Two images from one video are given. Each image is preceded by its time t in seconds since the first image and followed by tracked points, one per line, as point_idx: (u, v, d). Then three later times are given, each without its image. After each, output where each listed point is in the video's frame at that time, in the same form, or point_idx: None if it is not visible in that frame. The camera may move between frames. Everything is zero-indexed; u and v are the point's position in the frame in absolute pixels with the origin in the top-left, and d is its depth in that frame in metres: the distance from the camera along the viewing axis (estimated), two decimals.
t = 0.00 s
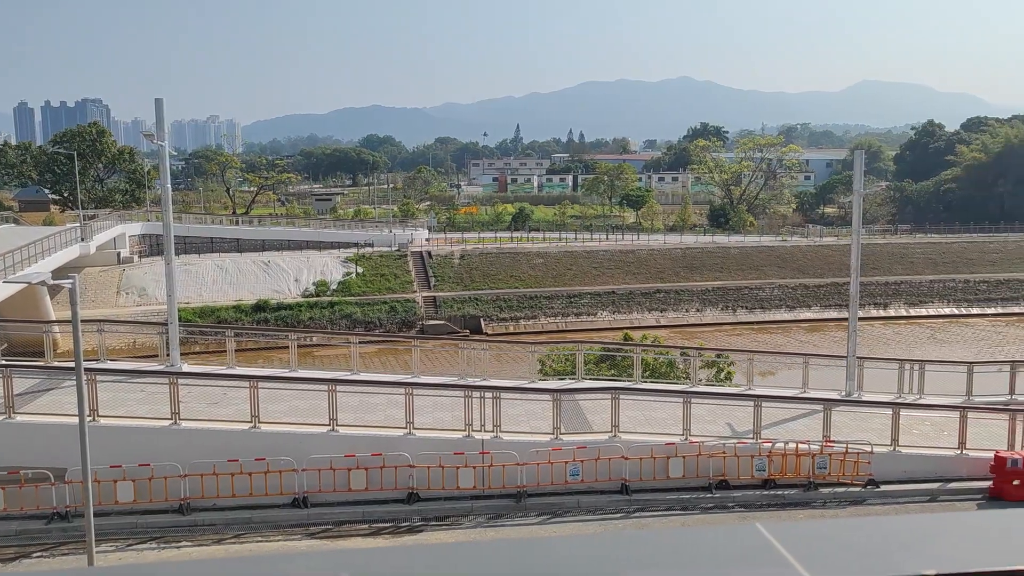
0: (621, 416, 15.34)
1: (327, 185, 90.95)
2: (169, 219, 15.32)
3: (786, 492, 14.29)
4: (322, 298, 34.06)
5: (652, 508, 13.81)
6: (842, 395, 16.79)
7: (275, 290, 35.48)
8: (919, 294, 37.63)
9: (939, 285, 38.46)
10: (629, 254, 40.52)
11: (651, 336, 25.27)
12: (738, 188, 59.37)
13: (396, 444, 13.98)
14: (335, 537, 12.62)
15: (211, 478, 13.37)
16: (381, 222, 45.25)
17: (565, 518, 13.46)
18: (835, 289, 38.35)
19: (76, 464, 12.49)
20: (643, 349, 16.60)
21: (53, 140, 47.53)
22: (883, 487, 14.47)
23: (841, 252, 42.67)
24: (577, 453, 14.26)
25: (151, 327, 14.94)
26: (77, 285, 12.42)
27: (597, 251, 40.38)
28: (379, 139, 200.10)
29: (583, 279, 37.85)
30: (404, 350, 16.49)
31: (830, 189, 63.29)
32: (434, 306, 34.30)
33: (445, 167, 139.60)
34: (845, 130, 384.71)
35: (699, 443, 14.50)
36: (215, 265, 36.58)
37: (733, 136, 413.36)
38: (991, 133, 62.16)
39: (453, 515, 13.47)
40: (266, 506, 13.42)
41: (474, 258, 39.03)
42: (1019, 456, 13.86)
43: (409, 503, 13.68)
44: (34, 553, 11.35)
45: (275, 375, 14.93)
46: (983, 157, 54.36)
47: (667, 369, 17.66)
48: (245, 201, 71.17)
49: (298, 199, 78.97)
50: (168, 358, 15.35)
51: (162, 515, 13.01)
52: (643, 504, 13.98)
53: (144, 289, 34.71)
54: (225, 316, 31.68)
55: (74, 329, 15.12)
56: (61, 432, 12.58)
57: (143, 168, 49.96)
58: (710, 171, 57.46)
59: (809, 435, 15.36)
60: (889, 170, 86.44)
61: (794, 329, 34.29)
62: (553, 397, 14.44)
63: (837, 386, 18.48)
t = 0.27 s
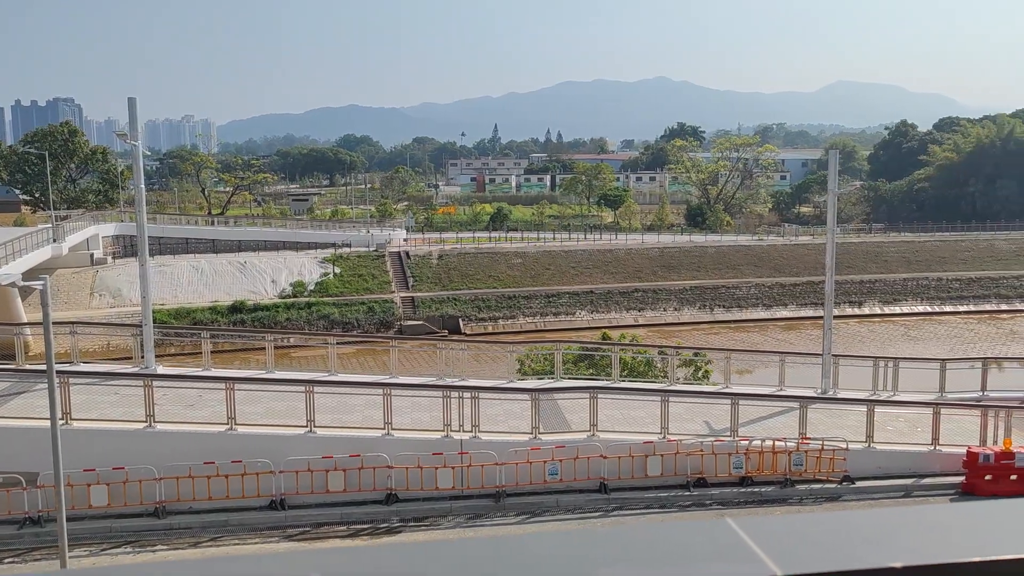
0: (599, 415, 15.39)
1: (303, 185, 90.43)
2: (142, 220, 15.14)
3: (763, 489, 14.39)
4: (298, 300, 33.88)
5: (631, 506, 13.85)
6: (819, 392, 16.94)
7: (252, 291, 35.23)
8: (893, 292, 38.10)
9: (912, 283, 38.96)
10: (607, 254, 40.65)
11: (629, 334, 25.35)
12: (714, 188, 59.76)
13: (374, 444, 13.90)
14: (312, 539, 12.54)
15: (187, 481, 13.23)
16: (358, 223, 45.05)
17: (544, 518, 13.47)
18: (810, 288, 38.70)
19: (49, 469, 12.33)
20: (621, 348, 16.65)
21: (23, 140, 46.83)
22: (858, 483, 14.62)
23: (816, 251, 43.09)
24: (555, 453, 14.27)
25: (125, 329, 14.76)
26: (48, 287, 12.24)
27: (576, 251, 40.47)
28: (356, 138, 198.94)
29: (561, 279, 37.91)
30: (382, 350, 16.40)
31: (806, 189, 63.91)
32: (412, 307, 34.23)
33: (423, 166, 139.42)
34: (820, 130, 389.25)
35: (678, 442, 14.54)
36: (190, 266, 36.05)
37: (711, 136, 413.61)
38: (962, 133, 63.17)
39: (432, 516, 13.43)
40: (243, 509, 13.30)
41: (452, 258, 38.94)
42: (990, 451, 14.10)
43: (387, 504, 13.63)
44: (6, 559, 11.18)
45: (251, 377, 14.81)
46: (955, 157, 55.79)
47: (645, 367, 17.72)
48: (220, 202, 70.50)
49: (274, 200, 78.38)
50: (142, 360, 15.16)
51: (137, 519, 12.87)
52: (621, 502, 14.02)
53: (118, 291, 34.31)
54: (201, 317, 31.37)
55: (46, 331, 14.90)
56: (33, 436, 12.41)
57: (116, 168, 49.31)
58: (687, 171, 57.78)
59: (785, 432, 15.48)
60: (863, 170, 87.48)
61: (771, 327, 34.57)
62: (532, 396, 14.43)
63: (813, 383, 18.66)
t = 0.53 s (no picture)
0: (578, 414, 15.43)
1: (279, 185, 89.81)
2: (116, 220, 14.99)
3: (741, 486, 14.50)
4: (276, 300, 33.69)
5: (610, 505, 13.89)
6: (795, 389, 17.10)
7: (228, 292, 34.96)
8: (868, 290, 38.47)
9: (887, 281, 39.41)
10: (586, 254, 40.74)
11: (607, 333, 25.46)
12: (692, 187, 60.09)
13: (353, 446, 13.85)
14: (291, 541, 12.46)
15: (163, 484, 13.10)
16: (336, 223, 44.85)
17: (523, 517, 13.47)
18: (787, 286, 39.02)
19: (21, 472, 12.16)
20: (600, 347, 16.71)
21: None
22: (834, 479, 14.77)
23: (793, 250, 43.46)
24: (534, 452, 14.28)
25: (99, 331, 14.61)
26: (20, 288, 12.09)
27: (554, 250, 40.54)
28: (334, 139, 198.21)
29: (540, 279, 37.97)
30: (360, 350, 16.34)
31: (782, 188, 64.45)
32: (390, 307, 34.16)
33: (401, 166, 139.15)
34: (797, 130, 392.91)
35: (656, 440, 14.61)
36: (166, 266, 35.56)
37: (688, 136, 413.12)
38: (935, 133, 64.03)
39: (411, 516, 13.40)
40: (219, 511, 13.19)
41: (431, 258, 38.88)
42: (963, 447, 14.28)
43: (366, 505, 13.57)
44: None
45: (228, 378, 14.72)
46: (927, 156, 56.14)
47: (624, 366, 17.80)
48: (196, 202, 69.87)
49: (251, 200, 77.80)
50: (117, 362, 15.02)
51: (112, 523, 12.73)
52: (600, 500, 14.06)
53: (92, 292, 33.93)
54: (176, 318, 31.09)
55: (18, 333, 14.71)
56: (4, 440, 12.23)
57: (90, 168, 48.77)
58: (665, 171, 58.03)
59: (762, 430, 15.61)
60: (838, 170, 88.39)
61: (748, 325, 34.83)
62: (511, 396, 14.45)
63: (790, 381, 18.83)
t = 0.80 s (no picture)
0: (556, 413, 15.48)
1: (255, 185, 89.12)
2: (89, 221, 14.83)
3: (718, 484, 14.59)
4: (252, 301, 33.47)
5: (588, 503, 13.93)
6: (771, 387, 17.24)
7: (203, 293, 34.66)
8: (844, 288, 38.85)
9: (862, 279, 39.83)
10: (564, 254, 40.79)
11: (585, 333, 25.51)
12: (670, 186, 60.38)
13: (330, 447, 13.78)
14: (267, 543, 12.39)
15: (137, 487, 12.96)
16: (313, 223, 44.62)
17: (502, 516, 13.47)
18: (763, 285, 39.30)
19: None
20: (578, 346, 16.75)
21: None
22: (810, 476, 14.91)
23: (769, 248, 43.81)
24: (513, 452, 14.28)
25: (72, 334, 14.44)
26: None
27: (532, 250, 40.60)
28: (311, 138, 197.26)
29: (518, 278, 37.99)
30: (337, 351, 16.27)
31: (759, 187, 64.94)
32: (369, 307, 34.06)
33: (379, 166, 138.79)
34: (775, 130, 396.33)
35: (634, 439, 14.67)
36: (140, 267, 35.10)
37: (665, 137, 412.75)
38: (909, 133, 64.87)
39: (389, 517, 13.35)
40: (195, 515, 13.08)
41: (409, 258, 38.78)
42: (936, 442, 14.46)
43: (343, 506, 13.50)
44: None
45: (204, 380, 14.60)
46: (901, 156, 56.97)
47: (602, 365, 17.86)
48: (171, 203, 69.18)
49: (227, 201, 77.12)
50: (90, 365, 14.85)
51: (85, 527, 12.58)
52: (579, 499, 14.09)
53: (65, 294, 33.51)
54: (151, 320, 30.80)
55: None
56: None
57: (62, 169, 48.17)
58: (643, 170, 58.28)
59: (739, 427, 15.73)
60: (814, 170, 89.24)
61: (725, 324, 35.07)
62: (489, 396, 14.45)
63: (767, 379, 18.98)
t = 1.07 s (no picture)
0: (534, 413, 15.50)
1: (231, 185, 88.40)
2: (60, 222, 14.66)
3: (695, 482, 14.68)
4: (228, 302, 33.23)
5: (566, 503, 13.97)
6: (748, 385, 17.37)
7: (179, 294, 34.31)
8: (819, 287, 39.21)
9: (837, 278, 40.25)
10: (542, 253, 40.82)
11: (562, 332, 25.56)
12: (648, 186, 60.66)
13: (307, 448, 13.72)
14: (243, 546, 12.31)
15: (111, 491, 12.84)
16: (290, 223, 44.38)
17: (480, 517, 13.48)
18: (740, 283, 39.57)
19: None
20: (555, 345, 16.79)
21: None
22: (786, 473, 15.04)
23: (746, 247, 44.12)
24: (491, 452, 14.28)
25: (43, 336, 14.28)
26: None
27: (511, 250, 40.62)
28: (288, 138, 196.26)
29: (497, 278, 37.99)
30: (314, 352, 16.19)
31: (736, 186, 65.39)
32: (346, 308, 33.93)
33: (356, 166, 138.36)
34: (753, 129, 399.39)
35: (611, 438, 14.73)
36: (114, 268, 34.65)
37: (643, 136, 413.51)
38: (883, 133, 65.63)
39: (365, 519, 13.31)
40: (170, 518, 12.97)
41: (387, 258, 38.67)
42: (910, 439, 14.61)
43: (320, 508, 13.44)
44: None
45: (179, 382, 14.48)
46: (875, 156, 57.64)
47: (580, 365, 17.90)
48: (146, 203, 68.49)
49: (203, 201, 76.46)
50: (62, 368, 14.69)
51: (57, 532, 12.44)
52: (557, 498, 14.12)
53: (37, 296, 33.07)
54: (125, 322, 30.48)
55: None
56: None
57: (34, 169, 47.57)
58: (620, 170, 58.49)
59: (716, 426, 15.83)
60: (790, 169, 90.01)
61: (703, 322, 35.28)
62: (466, 396, 14.44)
63: (743, 377, 19.12)
